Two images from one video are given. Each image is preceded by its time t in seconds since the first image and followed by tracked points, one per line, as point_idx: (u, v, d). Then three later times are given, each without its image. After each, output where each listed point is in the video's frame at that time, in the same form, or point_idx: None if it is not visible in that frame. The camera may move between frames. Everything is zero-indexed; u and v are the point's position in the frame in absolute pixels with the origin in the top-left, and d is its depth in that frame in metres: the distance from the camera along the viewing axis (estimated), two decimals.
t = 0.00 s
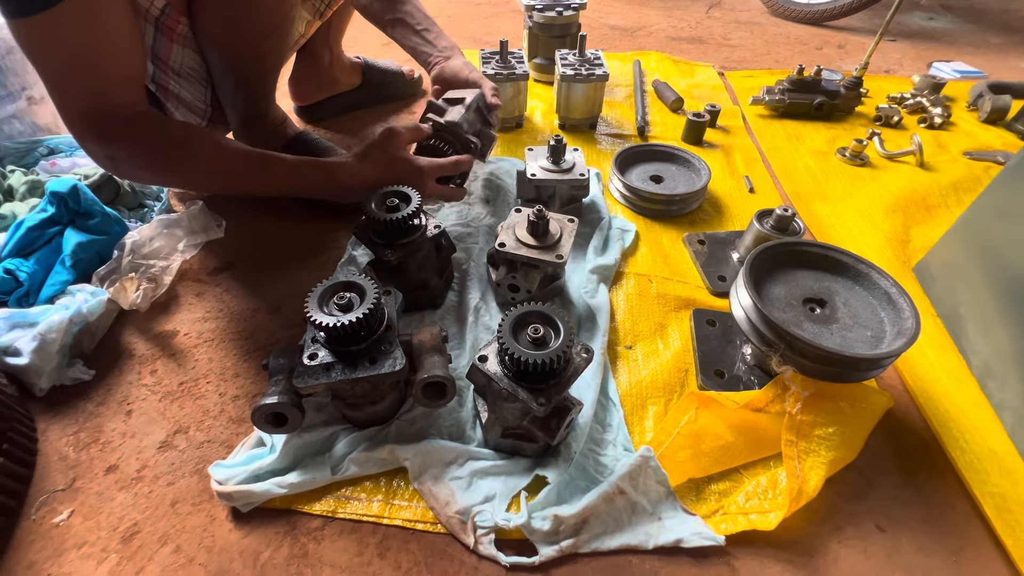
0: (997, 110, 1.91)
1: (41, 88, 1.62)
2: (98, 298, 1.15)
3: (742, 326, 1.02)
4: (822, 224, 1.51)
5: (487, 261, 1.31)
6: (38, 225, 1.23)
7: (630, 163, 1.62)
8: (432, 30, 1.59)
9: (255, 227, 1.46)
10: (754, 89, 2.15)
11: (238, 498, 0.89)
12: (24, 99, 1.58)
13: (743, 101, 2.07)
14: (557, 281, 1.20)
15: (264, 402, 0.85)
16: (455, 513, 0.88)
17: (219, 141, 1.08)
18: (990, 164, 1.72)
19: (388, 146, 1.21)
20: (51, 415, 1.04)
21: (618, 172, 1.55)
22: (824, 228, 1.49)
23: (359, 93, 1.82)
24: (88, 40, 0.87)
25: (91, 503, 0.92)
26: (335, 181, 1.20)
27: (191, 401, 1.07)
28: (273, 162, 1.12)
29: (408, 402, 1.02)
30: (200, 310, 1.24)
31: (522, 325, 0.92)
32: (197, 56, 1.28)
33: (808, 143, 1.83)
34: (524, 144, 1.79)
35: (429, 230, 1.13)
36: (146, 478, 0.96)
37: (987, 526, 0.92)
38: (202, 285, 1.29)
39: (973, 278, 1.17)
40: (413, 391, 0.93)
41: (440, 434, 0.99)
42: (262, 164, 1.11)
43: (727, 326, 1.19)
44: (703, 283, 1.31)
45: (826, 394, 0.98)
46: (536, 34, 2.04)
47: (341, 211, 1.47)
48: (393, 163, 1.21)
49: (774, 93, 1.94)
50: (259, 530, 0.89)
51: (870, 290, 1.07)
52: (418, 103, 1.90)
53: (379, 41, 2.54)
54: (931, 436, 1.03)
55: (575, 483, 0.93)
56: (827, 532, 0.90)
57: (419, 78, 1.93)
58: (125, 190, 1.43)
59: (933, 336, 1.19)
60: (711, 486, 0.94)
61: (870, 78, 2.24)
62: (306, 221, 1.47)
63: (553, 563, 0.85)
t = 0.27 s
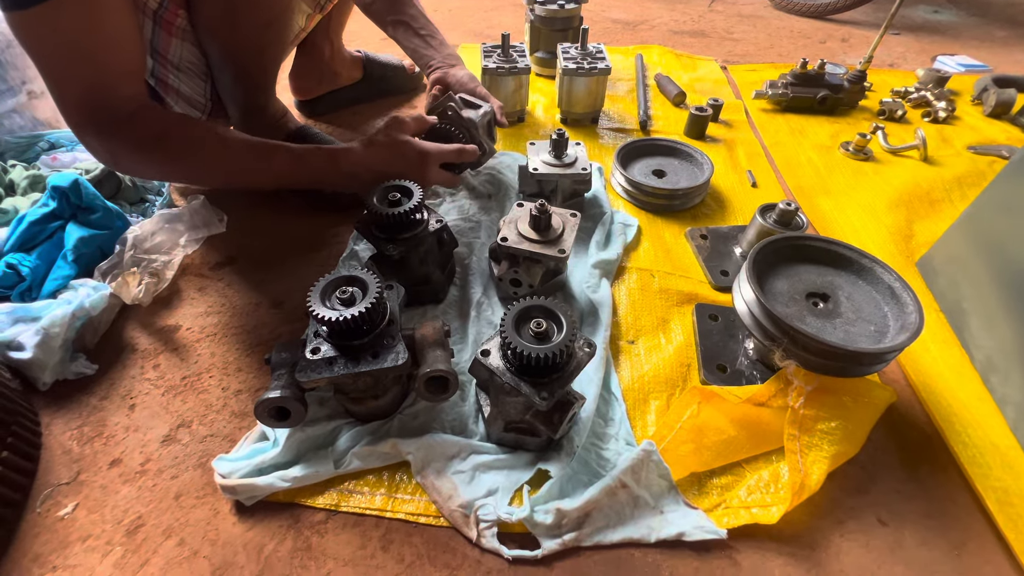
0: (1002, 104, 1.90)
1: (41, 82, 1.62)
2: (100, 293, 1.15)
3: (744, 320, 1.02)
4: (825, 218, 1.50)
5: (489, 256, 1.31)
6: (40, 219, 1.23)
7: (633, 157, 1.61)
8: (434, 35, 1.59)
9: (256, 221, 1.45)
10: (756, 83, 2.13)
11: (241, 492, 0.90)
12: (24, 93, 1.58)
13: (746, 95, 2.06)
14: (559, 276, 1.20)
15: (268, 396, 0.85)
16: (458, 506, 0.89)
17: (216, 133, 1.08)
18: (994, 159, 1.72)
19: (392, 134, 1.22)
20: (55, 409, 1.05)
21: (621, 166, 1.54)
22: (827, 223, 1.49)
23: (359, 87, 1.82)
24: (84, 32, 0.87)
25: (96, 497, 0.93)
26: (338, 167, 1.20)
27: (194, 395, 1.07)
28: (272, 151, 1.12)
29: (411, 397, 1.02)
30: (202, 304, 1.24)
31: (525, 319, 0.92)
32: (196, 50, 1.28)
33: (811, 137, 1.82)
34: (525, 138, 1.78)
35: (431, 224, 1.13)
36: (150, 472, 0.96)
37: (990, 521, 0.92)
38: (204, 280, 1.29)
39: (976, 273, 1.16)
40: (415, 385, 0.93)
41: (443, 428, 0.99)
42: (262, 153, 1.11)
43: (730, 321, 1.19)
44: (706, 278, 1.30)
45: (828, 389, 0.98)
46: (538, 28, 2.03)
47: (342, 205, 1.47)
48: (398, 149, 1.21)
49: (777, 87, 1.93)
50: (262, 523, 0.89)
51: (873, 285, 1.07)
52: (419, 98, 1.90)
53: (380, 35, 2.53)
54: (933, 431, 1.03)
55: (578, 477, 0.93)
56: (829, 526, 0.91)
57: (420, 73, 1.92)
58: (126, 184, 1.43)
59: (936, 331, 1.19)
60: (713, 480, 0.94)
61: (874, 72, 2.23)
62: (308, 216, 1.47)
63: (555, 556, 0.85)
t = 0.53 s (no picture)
0: (1001, 101, 1.89)
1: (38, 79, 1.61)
2: (97, 290, 1.15)
3: (741, 317, 1.02)
4: (823, 215, 1.50)
5: (487, 253, 1.31)
6: (36, 216, 1.23)
7: (631, 154, 1.61)
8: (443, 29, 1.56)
9: (254, 218, 1.45)
10: (755, 80, 2.13)
11: (238, 488, 0.90)
12: (21, 90, 1.58)
13: (745, 92, 2.05)
14: (556, 272, 1.20)
15: (264, 393, 0.85)
16: (454, 502, 0.89)
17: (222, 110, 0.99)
18: (992, 156, 1.72)
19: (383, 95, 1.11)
20: (52, 406, 1.05)
21: (619, 163, 1.54)
22: (825, 220, 1.49)
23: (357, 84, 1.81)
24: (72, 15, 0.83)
25: (93, 493, 0.93)
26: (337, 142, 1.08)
27: (191, 392, 1.07)
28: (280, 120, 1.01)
29: (408, 393, 1.02)
30: (199, 301, 1.24)
31: (521, 316, 0.92)
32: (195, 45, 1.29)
33: (810, 134, 1.82)
34: (524, 135, 1.78)
35: (428, 221, 1.13)
36: (147, 469, 0.96)
37: (984, 516, 0.92)
38: (201, 277, 1.29)
39: (973, 269, 1.17)
40: (412, 382, 0.93)
41: (440, 424, 0.99)
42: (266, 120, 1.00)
43: (727, 318, 1.19)
44: (703, 275, 1.30)
45: (824, 385, 0.99)
46: (536, 24, 2.03)
47: (339, 202, 1.46)
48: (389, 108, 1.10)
49: (776, 84, 1.93)
50: (260, 520, 0.90)
51: (870, 281, 1.07)
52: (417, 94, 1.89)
53: (378, 32, 2.52)
54: (929, 427, 1.03)
55: (575, 473, 0.93)
56: (825, 522, 0.91)
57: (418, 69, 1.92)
58: (123, 181, 1.43)
59: (932, 327, 1.20)
60: (709, 476, 0.94)
61: (873, 69, 2.22)
62: (306, 213, 1.47)
63: (552, 552, 0.86)
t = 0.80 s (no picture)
0: (1001, 99, 1.89)
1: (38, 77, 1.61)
2: (98, 288, 1.15)
3: (741, 315, 1.02)
4: (822, 213, 1.50)
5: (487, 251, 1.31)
6: (37, 215, 1.23)
7: (631, 152, 1.61)
8: (442, 22, 1.51)
9: (253, 217, 1.45)
10: (755, 78, 2.13)
11: (239, 486, 0.90)
12: (21, 88, 1.58)
13: (745, 90, 2.05)
14: (556, 271, 1.20)
15: (265, 391, 0.86)
16: (454, 499, 0.89)
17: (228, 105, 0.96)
18: (992, 154, 1.72)
19: (395, 88, 1.15)
20: (53, 404, 1.05)
21: (619, 161, 1.54)
22: (824, 218, 1.49)
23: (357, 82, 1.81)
24: (82, 14, 0.78)
25: (94, 490, 0.93)
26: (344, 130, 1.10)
27: (192, 390, 1.07)
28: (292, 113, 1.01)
29: (408, 391, 1.02)
30: (200, 300, 1.24)
31: (521, 314, 0.92)
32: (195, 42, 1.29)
33: (809, 133, 1.82)
34: (523, 133, 1.78)
35: (428, 220, 1.13)
36: (148, 466, 0.96)
37: (983, 514, 0.93)
38: (201, 275, 1.30)
39: (972, 268, 1.17)
40: (412, 380, 0.93)
41: (440, 422, 1.00)
42: (276, 111, 1.00)
43: (726, 316, 1.20)
44: (703, 273, 1.31)
45: (823, 382, 0.99)
46: (536, 23, 2.03)
47: (339, 201, 1.47)
48: (404, 104, 1.14)
49: (776, 82, 1.93)
50: (261, 517, 0.90)
51: (869, 279, 1.07)
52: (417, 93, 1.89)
53: (378, 30, 2.52)
54: (928, 425, 1.03)
55: (574, 471, 0.93)
56: (823, 519, 0.91)
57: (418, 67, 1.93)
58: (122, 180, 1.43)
59: (931, 325, 1.20)
60: (709, 474, 0.95)
61: (873, 67, 2.22)
62: (306, 212, 1.47)
63: (551, 549, 0.86)
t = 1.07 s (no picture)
0: (1000, 98, 1.90)
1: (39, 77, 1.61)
2: (99, 287, 1.16)
3: (739, 314, 1.02)
4: (821, 212, 1.51)
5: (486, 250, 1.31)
6: (38, 214, 1.24)
7: (630, 152, 1.61)
8: (429, 26, 1.51)
9: (254, 216, 1.46)
10: (755, 77, 2.13)
11: (240, 483, 0.90)
12: (22, 88, 1.58)
13: (744, 90, 2.06)
14: (555, 269, 1.20)
15: (265, 389, 0.86)
16: (454, 497, 0.89)
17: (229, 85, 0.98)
18: (991, 153, 1.72)
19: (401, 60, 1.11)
20: (55, 402, 1.06)
21: (618, 161, 1.55)
22: (823, 217, 1.49)
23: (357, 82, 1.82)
24: None
25: (96, 488, 0.94)
26: (344, 106, 1.09)
27: (193, 389, 1.08)
28: (292, 86, 1.01)
29: (408, 389, 1.03)
30: (201, 299, 1.25)
31: (520, 312, 0.93)
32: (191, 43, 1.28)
33: (809, 132, 1.82)
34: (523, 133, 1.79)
35: (427, 219, 1.13)
36: (150, 464, 0.97)
37: (980, 512, 0.93)
38: (202, 275, 1.30)
39: (971, 267, 1.17)
40: (412, 378, 0.93)
41: (440, 420, 1.00)
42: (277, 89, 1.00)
43: (725, 314, 1.20)
44: (702, 272, 1.31)
45: (822, 381, 0.99)
46: (536, 23, 2.03)
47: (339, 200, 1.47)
48: (408, 72, 1.09)
49: (775, 82, 1.94)
50: (262, 514, 0.90)
51: (867, 278, 1.07)
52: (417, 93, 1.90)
53: (378, 30, 2.52)
54: (926, 423, 1.04)
55: (573, 469, 0.94)
56: (821, 516, 0.92)
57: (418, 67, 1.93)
58: (123, 180, 1.43)
59: (930, 324, 1.20)
60: (707, 472, 0.95)
61: (872, 66, 2.22)
62: (306, 211, 1.47)
63: (550, 546, 0.86)
